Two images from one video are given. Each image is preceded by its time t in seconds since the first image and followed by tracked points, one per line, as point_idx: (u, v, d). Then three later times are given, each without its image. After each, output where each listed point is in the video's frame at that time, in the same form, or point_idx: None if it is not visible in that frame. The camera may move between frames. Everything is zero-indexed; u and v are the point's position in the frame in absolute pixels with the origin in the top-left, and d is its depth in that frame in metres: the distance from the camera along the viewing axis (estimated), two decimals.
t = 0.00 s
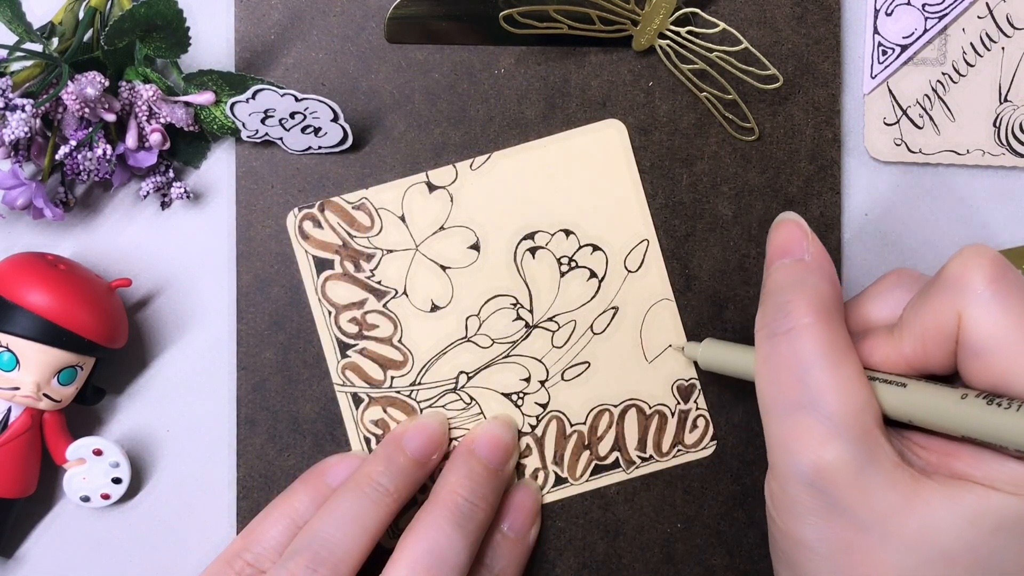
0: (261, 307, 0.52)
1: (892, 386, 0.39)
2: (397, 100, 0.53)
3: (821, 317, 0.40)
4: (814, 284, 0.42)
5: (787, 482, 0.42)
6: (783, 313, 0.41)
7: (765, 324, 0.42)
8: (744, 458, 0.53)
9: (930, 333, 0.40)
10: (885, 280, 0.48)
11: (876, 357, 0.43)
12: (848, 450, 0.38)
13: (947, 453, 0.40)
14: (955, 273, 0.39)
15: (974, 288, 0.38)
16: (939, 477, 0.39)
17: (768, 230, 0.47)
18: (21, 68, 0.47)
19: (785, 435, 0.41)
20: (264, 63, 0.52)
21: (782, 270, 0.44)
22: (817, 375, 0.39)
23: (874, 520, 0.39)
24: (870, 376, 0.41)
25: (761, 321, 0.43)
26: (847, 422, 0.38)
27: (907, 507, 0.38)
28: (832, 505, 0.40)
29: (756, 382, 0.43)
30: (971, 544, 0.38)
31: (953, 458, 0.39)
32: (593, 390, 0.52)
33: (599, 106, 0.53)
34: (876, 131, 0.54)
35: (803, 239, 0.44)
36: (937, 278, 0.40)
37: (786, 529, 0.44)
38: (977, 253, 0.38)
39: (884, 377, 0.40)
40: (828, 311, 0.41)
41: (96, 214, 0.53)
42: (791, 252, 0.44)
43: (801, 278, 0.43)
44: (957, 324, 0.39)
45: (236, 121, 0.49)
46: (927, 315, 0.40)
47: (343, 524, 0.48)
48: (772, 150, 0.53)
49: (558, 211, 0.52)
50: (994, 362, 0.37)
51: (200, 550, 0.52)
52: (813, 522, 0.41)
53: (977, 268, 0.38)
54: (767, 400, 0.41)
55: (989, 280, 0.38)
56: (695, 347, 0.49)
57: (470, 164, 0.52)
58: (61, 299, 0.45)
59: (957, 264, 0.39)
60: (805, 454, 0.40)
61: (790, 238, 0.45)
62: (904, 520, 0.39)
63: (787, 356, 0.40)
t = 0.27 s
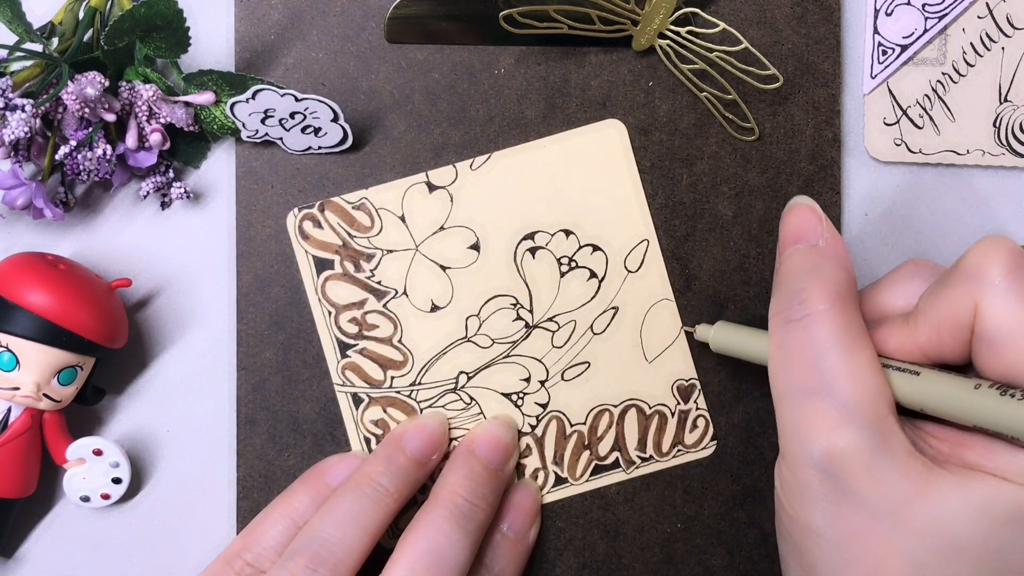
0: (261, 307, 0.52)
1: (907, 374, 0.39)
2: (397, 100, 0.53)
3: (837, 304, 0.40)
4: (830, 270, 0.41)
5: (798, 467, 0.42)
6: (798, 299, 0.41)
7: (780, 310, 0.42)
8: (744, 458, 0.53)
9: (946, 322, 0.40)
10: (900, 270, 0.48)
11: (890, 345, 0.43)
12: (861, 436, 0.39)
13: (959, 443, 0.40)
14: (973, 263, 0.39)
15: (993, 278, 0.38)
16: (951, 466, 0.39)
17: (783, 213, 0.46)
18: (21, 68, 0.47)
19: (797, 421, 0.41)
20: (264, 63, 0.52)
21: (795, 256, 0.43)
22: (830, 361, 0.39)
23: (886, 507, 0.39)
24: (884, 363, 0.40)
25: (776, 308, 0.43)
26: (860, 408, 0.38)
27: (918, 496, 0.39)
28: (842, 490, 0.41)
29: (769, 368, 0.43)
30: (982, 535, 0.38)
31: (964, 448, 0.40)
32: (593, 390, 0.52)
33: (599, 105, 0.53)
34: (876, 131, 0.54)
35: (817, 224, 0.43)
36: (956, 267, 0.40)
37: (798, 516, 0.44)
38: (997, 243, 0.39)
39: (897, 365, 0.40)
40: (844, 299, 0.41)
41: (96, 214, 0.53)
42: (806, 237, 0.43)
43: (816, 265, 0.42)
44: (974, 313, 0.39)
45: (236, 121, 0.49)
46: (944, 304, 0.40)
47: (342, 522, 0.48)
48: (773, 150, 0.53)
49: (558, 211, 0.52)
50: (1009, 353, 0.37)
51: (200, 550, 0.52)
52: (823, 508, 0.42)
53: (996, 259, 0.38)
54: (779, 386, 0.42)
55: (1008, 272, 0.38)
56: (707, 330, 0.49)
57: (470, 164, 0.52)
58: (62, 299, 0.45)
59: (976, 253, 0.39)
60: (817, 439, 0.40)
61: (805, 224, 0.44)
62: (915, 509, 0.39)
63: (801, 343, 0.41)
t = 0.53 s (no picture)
0: (261, 307, 0.52)
1: (895, 420, 0.39)
2: (397, 101, 0.53)
3: (824, 349, 0.39)
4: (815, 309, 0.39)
5: (785, 515, 0.41)
6: (783, 343, 0.39)
7: (764, 354, 0.40)
8: (744, 458, 0.53)
9: (935, 366, 0.40)
10: (890, 312, 0.47)
11: (875, 387, 0.43)
12: (847, 483, 0.38)
13: (947, 490, 0.40)
14: (967, 308, 0.39)
15: (986, 326, 0.38)
16: (936, 514, 0.39)
17: (760, 247, 0.43)
18: (21, 68, 0.47)
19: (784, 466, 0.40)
20: (264, 63, 0.52)
21: (775, 296, 0.41)
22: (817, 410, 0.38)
23: (871, 559, 0.38)
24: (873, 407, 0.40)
25: (760, 349, 0.41)
26: (848, 456, 0.38)
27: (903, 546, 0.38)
28: (830, 541, 0.39)
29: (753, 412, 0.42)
30: None
31: (952, 496, 0.39)
32: (593, 390, 0.52)
33: (598, 105, 0.53)
34: (876, 131, 0.54)
35: (795, 258, 0.41)
36: (947, 314, 0.40)
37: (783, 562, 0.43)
38: (989, 291, 0.39)
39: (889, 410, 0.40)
40: (829, 344, 0.39)
41: (96, 214, 0.53)
42: (785, 275, 0.41)
43: (794, 306, 0.40)
44: (964, 361, 0.39)
45: (236, 121, 0.49)
46: (936, 350, 0.40)
47: (342, 523, 0.48)
48: (773, 150, 0.53)
49: (558, 212, 0.52)
50: (996, 400, 0.38)
51: (200, 550, 0.52)
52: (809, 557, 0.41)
53: (989, 306, 0.38)
54: (767, 429, 0.40)
55: (1000, 319, 0.38)
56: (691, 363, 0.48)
57: (469, 164, 0.52)
58: (61, 299, 0.45)
59: (972, 298, 0.39)
60: (804, 487, 0.39)
61: (782, 258, 0.41)
62: (898, 563, 0.38)
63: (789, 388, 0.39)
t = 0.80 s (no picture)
0: (261, 307, 0.52)
1: (872, 416, 0.39)
2: (397, 101, 0.53)
3: (795, 349, 0.40)
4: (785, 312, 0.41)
5: (769, 515, 0.42)
6: (757, 346, 0.41)
7: (740, 357, 0.42)
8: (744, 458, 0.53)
9: (912, 363, 0.40)
10: (872, 311, 0.47)
11: (854, 386, 0.43)
12: (826, 483, 0.38)
13: (928, 485, 0.40)
14: (941, 305, 0.39)
15: (959, 323, 0.38)
16: (918, 509, 0.39)
17: (729, 249, 0.45)
18: (21, 68, 0.47)
19: (765, 468, 0.41)
20: (264, 63, 0.52)
21: (748, 298, 0.42)
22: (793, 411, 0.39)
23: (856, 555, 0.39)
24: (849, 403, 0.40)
25: (736, 352, 0.42)
26: (824, 456, 0.38)
27: (886, 542, 0.38)
28: (814, 539, 0.40)
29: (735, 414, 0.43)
30: None
31: (933, 491, 0.39)
32: (593, 390, 0.52)
33: (598, 105, 0.53)
34: (876, 131, 0.54)
35: (764, 261, 0.42)
36: (923, 310, 0.40)
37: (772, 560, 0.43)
38: (964, 286, 0.39)
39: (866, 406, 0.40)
40: (801, 344, 0.40)
41: (96, 214, 0.53)
42: (755, 279, 0.42)
43: (766, 308, 0.41)
44: (940, 357, 0.39)
45: (236, 121, 0.49)
46: (910, 348, 0.40)
47: (341, 523, 0.48)
48: (773, 150, 0.53)
49: (558, 212, 0.52)
50: (971, 396, 0.38)
51: (200, 550, 0.52)
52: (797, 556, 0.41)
53: (962, 303, 0.38)
54: (747, 432, 0.41)
55: (973, 315, 0.38)
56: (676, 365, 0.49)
57: (469, 164, 0.52)
58: (62, 299, 0.45)
59: (945, 295, 0.39)
60: (784, 487, 0.40)
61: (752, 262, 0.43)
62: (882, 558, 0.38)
63: (764, 390, 0.40)
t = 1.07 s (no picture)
0: (261, 307, 0.52)
1: (897, 411, 0.39)
2: (397, 101, 0.53)
3: (829, 340, 0.39)
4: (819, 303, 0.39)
5: (788, 501, 0.42)
6: (789, 334, 0.40)
7: (769, 344, 0.41)
8: (744, 458, 0.53)
9: (942, 362, 0.40)
10: (903, 309, 0.47)
11: (883, 381, 0.43)
12: (849, 474, 0.38)
13: (949, 483, 0.40)
14: (975, 305, 0.39)
15: (992, 325, 0.38)
16: (939, 507, 0.39)
17: (767, 237, 0.42)
18: (21, 68, 0.47)
19: (788, 455, 0.41)
20: (264, 63, 0.52)
21: (782, 287, 0.41)
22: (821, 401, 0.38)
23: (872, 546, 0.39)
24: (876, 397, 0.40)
25: (765, 339, 0.41)
26: (851, 447, 0.38)
27: (905, 536, 0.39)
28: (831, 528, 0.40)
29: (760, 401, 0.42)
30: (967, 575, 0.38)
31: (954, 489, 0.39)
32: (593, 390, 0.52)
33: (599, 105, 0.53)
34: (876, 131, 0.54)
35: (804, 251, 0.40)
36: (957, 309, 0.40)
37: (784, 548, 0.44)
38: (1000, 289, 0.39)
39: (893, 402, 0.40)
40: (833, 336, 0.39)
41: (97, 213, 0.53)
42: (792, 267, 0.41)
43: (801, 296, 0.40)
44: (971, 357, 0.39)
45: (236, 121, 0.49)
46: (942, 346, 0.40)
47: (341, 522, 0.48)
48: (773, 150, 0.53)
49: (558, 212, 0.52)
50: (999, 399, 0.38)
51: (201, 550, 0.52)
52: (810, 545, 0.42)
53: (996, 306, 0.38)
54: (772, 418, 0.41)
55: (1007, 318, 0.38)
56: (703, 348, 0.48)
57: (469, 164, 0.52)
58: (62, 299, 0.45)
59: (980, 297, 0.39)
60: (807, 474, 0.40)
61: (788, 249, 0.41)
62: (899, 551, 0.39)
63: (793, 378, 0.39)
